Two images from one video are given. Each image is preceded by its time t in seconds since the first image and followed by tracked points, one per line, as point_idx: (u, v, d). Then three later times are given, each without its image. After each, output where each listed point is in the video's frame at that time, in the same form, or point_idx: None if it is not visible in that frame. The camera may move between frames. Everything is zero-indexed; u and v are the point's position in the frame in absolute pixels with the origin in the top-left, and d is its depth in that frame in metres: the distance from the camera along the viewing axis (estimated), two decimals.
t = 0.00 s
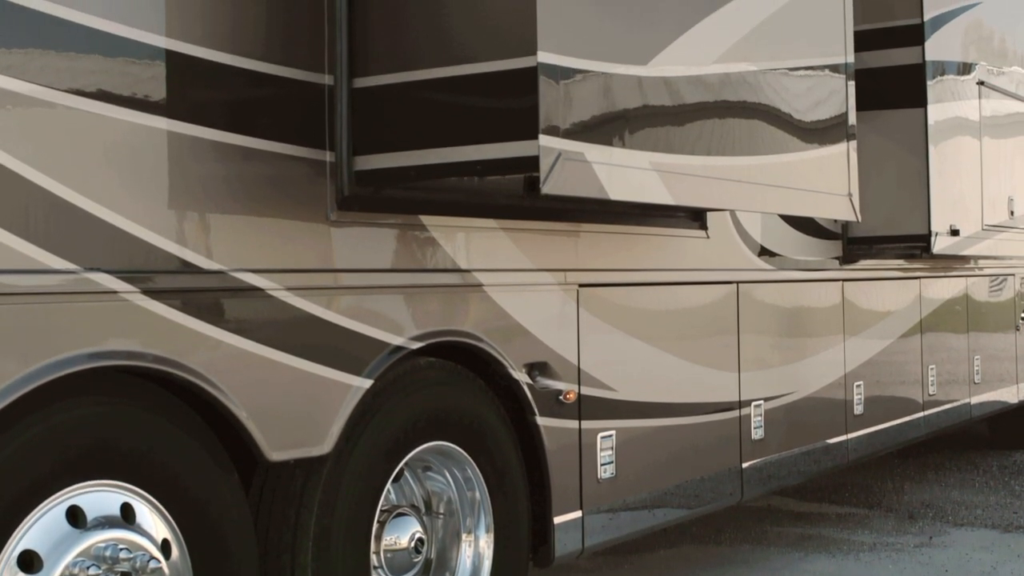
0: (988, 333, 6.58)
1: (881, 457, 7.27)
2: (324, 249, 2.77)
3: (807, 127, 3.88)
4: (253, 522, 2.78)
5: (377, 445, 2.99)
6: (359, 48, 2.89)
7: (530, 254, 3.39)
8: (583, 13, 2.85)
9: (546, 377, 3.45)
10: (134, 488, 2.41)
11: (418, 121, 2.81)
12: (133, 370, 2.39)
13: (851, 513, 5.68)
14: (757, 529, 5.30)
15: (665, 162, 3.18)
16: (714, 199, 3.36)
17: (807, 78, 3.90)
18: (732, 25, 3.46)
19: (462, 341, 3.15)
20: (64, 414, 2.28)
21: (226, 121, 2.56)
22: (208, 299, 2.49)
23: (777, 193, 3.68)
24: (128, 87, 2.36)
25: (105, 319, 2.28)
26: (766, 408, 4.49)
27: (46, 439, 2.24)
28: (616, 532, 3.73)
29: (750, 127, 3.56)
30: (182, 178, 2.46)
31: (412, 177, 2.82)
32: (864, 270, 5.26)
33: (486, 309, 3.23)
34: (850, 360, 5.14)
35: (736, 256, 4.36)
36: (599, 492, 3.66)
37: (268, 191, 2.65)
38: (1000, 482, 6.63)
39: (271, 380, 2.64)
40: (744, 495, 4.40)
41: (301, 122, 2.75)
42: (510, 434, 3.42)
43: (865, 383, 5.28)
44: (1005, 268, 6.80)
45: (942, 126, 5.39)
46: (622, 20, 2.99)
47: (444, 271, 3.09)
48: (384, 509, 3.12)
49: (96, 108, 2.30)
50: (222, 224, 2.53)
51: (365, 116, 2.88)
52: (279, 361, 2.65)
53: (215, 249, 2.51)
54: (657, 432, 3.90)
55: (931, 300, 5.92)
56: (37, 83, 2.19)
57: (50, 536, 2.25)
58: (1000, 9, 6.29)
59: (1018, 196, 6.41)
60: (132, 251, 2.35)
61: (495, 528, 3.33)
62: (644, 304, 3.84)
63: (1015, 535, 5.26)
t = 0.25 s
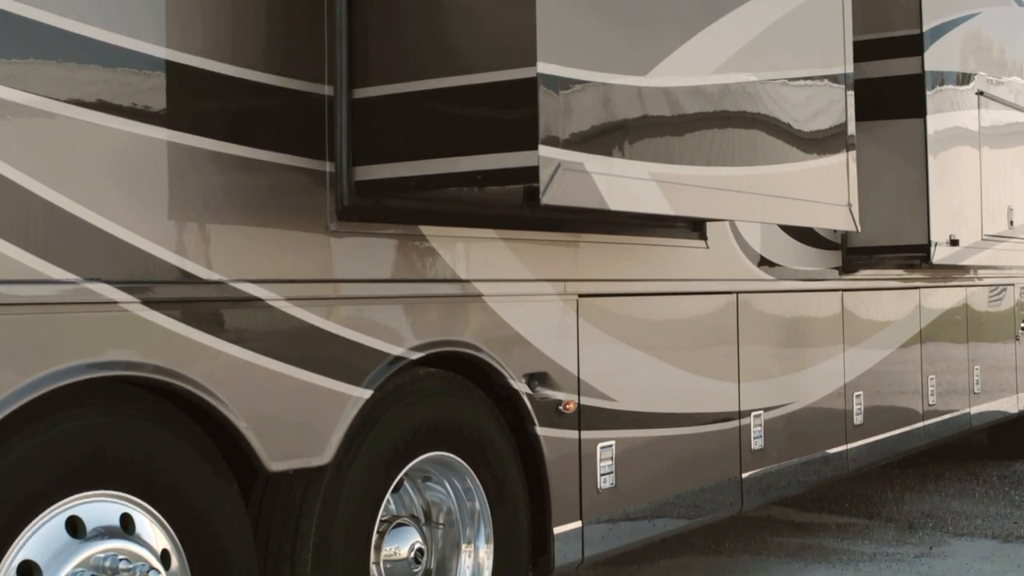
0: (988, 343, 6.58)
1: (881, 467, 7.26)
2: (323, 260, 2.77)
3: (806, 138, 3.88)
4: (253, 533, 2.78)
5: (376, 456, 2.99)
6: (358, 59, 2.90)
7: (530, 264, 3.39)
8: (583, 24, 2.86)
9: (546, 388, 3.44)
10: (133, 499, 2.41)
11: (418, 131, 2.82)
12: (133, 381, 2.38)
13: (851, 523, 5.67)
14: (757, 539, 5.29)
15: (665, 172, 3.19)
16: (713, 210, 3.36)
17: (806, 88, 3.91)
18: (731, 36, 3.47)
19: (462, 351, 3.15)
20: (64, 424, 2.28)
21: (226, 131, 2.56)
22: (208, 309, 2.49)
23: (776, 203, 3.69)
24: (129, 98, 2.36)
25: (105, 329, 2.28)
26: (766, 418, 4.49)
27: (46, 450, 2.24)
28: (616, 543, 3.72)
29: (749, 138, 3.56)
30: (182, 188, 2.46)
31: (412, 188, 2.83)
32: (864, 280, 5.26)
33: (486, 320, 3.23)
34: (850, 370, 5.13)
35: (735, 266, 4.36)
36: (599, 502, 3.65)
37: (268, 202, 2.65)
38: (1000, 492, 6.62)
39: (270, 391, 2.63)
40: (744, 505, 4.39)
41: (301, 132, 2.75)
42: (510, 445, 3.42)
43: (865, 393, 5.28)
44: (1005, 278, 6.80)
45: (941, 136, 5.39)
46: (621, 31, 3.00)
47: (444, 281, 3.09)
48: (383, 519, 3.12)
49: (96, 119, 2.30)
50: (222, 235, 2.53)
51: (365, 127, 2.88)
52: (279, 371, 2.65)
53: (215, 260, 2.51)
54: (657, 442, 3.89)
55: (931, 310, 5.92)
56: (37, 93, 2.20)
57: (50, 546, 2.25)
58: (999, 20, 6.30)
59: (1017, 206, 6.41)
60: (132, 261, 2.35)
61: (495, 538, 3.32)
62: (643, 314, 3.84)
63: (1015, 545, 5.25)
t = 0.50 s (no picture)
0: (988, 353, 6.58)
1: (881, 477, 7.25)
2: (324, 270, 2.77)
3: (806, 148, 3.89)
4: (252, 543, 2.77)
5: (376, 466, 2.98)
6: (358, 70, 2.91)
7: (530, 274, 3.39)
8: (584, 34, 2.86)
9: (546, 398, 3.44)
10: (133, 509, 2.41)
11: (418, 142, 2.82)
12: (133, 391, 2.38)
13: (851, 534, 5.66)
14: (757, 550, 5.28)
15: (665, 183, 3.19)
16: (713, 220, 3.36)
17: (806, 98, 3.92)
18: (731, 47, 3.47)
19: (462, 361, 3.14)
20: (64, 435, 2.28)
21: (226, 142, 2.57)
22: (208, 319, 2.49)
23: (776, 213, 3.69)
24: (129, 108, 2.36)
25: (105, 339, 2.28)
26: (766, 428, 4.49)
27: (46, 460, 2.24)
28: (616, 553, 3.72)
29: (749, 148, 3.57)
30: (182, 199, 2.46)
31: (411, 199, 2.83)
32: (864, 290, 5.26)
33: (486, 330, 3.23)
34: (850, 380, 5.13)
35: (735, 276, 4.36)
36: (599, 512, 3.65)
37: (268, 212, 2.65)
38: (1000, 502, 6.62)
39: (270, 401, 2.63)
40: (744, 515, 4.39)
41: (301, 143, 2.75)
42: (509, 455, 3.41)
43: (865, 403, 5.27)
44: (1005, 288, 6.80)
45: (941, 146, 5.40)
46: (621, 42, 3.01)
47: (444, 291, 3.09)
48: (383, 529, 3.11)
49: (96, 129, 2.30)
50: (222, 245, 2.53)
51: (365, 137, 2.88)
52: (279, 381, 2.65)
53: (215, 270, 2.51)
54: (657, 452, 3.89)
55: (930, 320, 5.92)
56: (37, 103, 2.20)
57: (49, 556, 2.24)
58: (998, 30, 6.31)
59: (1016, 216, 6.42)
60: (132, 271, 2.35)
61: (495, 549, 3.31)
62: (643, 324, 3.84)
63: (1015, 555, 5.24)
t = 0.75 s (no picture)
0: (987, 364, 6.58)
1: (881, 488, 7.25)
2: (323, 281, 2.77)
3: (806, 158, 3.89)
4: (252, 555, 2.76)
5: (376, 477, 2.98)
6: (358, 81, 2.92)
7: (530, 285, 3.39)
8: (584, 45, 2.87)
9: (546, 409, 3.44)
10: (133, 520, 2.40)
11: (418, 153, 2.83)
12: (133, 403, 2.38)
13: (851, 544, 5.65)
14: (757, 560, 5.28)
15: (664, 194, 3.19)
16: (712, 231, 3.37)
17: (805, 109, 3.93)
18: (730, 58, 3.48)
19: (462, 372, 3.14)
20: (63, 446, 2.28)
21: (226, 153, 2.57)
22: (207, 330, 2.49)
23: (775, 224, 3.69)
24: (129, 120, 2.37)
25: (105, 351, 2.28)
26: (766, 439, 4.49)
27: (45, 471, 2.24)
28: (616, 564, 3.71)
29: (748, 159, 3.57)
30: (182, 210, 2.47)
31: (410, 210, 2.83)
32: (863, 301, 5.26)
33: (486, 341, 3.23)
34: (850, 390, 5.13)
35: (735, 287, 4.36)
36: (599, 523, 3.64)
37: (268, 223, 2.66)
38: (1000, 512, 6.61)
39: (270, 412, 2.63)
40: (744, 526, 4.38)
41: (301, 153, 2.76)
42: (509, 466, 3.41)
43: (865, 413, 5.27)
44: (1005, 298, 6.80)
45: (940, 156, 5.40)
46: (620, 53, 3.01)
47: (444, 302, 3.09)
48: (383, 540, 3.10)
49: (96, 140, 2.31)
50: (221, 256, 2.53)
51: (365, 148, 2.89)
52: (279, 392, 2.65)
53: (215, 281, 2.51)
54: (656, 463, 3.88)
55: (930, 331, 5.92)
56: (37, 114, 2.20)
57: (49, 567, 2.24)
58: (997, 41, 6.33)
59: (1016, 227, 6.42)
60: (132, 282, 2.35)
61: (495, 560, 3.30)
62: (643, 334, 3.84)
63: (1015, 565, 5.23)
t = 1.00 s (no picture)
0: (987, 375, 6.58)
1: (881, 499, 7.24)
2: (323, 293, 2.77)
3: (805, 169, 3.90)
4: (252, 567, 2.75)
5: (376, 488, 2.98)
6: (358, 93, 2.93)
7: (529, 296, 3.39)
8: (584, 57, 2.87)
9: (546, 420, 3.44)
10: (133, 532, 2.40)
11: (418, 164, 2.83)
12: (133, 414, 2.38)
13: (851, 555, 5.64)
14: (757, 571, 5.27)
15: (664, 205, 3.20)
16: (712, 242, 3.37)
17: (804, 120, 3.93)
18: (729, 69, 3.48)
19: (463, 384, 3.14)
20: (64, 457, 2.27)
21: (227, 164, 2.57)
22: (207, 341, 2.49)
23: (774, 235, 3.69)
24: (129, 131, 2.37)
25: (105, 362, 2.28)
26: (765, 450, 4.48)
27: (45, 483, 2.23)
28: None
29: (747, 170, 3.57)
30: (182, 221, 2.47)
31: (410, 222, 2.84)
32: (862, 312, 5.27)
33: (485, 352, 3.22)
34: (849, 402, 5.13)
35: (735, 298, 4.36)
36: (599, 534, 3.63)
37: (268, 234, 2.66)
38: (1000, 523, 6.60)
39: (270, 423, 2.63)
40: (744, 537, 4.38)
41: (301, 165, 2.76)
42: (509, 478, 3.40)
43: (865, 424, 5.27)
44: (1004, 309, 6.80)
45: (939, 167, 5.41)
46: (620, 64, 3.02)
47: (443, 313, 3.09)
48: (383, 551, 3.10)
49: (97, 152, 2.31)
50: (222, 268, 2.53)
51: (365, 159, 2.89)
52: (279, 404, 2.65)
53: (215, 292, 2.51)
54: (656, 474, 3.88)
55: (930, 341, 5.92)
56: (37, 126, 2.21)
57: None
58: (996, 52, 6.34)
59: (1015, 237, 6.43)
60: (132, 293, 2.35)
61: (494, 571, 3.30)
62: (643, 346, 3.84)
63: None
